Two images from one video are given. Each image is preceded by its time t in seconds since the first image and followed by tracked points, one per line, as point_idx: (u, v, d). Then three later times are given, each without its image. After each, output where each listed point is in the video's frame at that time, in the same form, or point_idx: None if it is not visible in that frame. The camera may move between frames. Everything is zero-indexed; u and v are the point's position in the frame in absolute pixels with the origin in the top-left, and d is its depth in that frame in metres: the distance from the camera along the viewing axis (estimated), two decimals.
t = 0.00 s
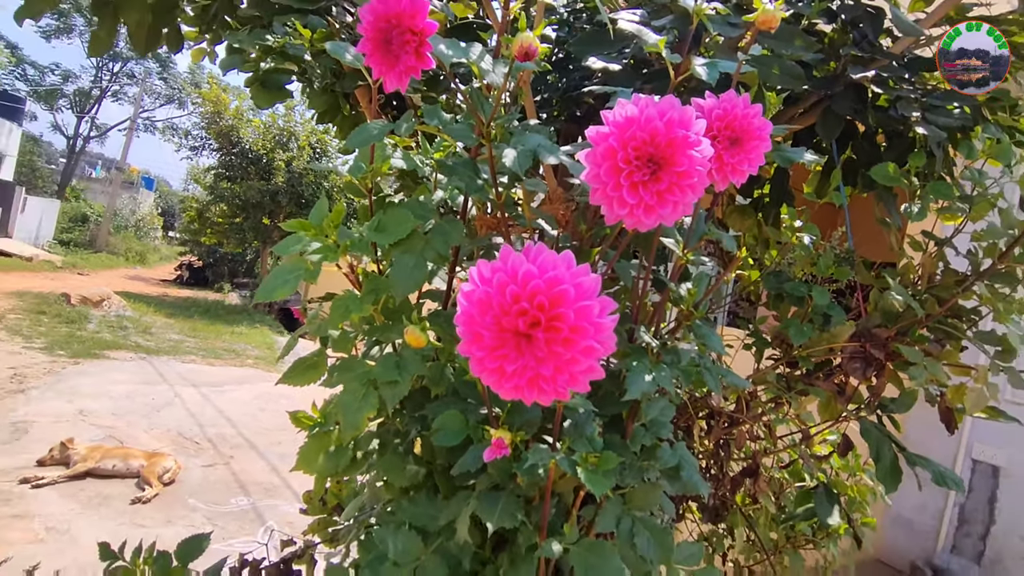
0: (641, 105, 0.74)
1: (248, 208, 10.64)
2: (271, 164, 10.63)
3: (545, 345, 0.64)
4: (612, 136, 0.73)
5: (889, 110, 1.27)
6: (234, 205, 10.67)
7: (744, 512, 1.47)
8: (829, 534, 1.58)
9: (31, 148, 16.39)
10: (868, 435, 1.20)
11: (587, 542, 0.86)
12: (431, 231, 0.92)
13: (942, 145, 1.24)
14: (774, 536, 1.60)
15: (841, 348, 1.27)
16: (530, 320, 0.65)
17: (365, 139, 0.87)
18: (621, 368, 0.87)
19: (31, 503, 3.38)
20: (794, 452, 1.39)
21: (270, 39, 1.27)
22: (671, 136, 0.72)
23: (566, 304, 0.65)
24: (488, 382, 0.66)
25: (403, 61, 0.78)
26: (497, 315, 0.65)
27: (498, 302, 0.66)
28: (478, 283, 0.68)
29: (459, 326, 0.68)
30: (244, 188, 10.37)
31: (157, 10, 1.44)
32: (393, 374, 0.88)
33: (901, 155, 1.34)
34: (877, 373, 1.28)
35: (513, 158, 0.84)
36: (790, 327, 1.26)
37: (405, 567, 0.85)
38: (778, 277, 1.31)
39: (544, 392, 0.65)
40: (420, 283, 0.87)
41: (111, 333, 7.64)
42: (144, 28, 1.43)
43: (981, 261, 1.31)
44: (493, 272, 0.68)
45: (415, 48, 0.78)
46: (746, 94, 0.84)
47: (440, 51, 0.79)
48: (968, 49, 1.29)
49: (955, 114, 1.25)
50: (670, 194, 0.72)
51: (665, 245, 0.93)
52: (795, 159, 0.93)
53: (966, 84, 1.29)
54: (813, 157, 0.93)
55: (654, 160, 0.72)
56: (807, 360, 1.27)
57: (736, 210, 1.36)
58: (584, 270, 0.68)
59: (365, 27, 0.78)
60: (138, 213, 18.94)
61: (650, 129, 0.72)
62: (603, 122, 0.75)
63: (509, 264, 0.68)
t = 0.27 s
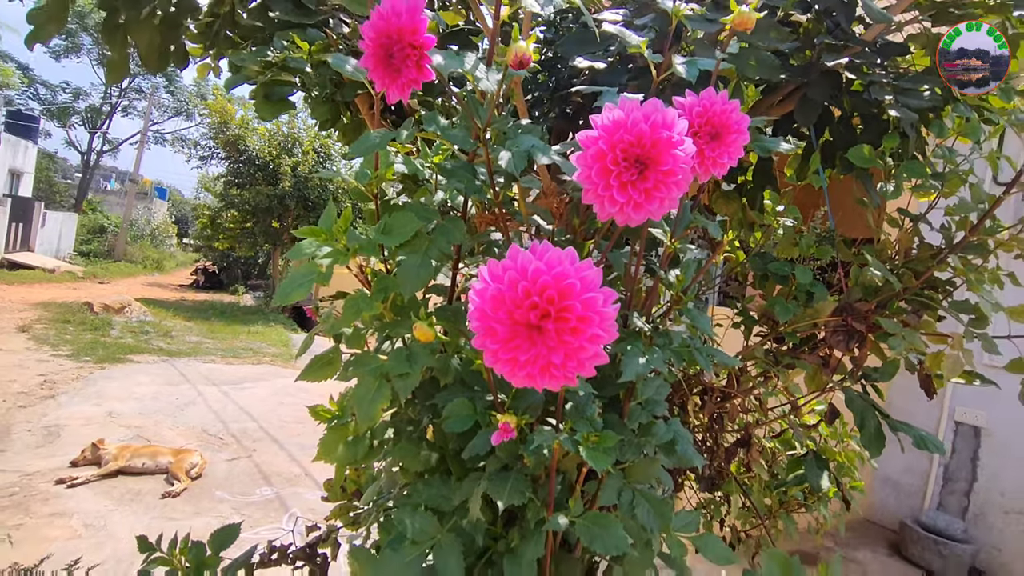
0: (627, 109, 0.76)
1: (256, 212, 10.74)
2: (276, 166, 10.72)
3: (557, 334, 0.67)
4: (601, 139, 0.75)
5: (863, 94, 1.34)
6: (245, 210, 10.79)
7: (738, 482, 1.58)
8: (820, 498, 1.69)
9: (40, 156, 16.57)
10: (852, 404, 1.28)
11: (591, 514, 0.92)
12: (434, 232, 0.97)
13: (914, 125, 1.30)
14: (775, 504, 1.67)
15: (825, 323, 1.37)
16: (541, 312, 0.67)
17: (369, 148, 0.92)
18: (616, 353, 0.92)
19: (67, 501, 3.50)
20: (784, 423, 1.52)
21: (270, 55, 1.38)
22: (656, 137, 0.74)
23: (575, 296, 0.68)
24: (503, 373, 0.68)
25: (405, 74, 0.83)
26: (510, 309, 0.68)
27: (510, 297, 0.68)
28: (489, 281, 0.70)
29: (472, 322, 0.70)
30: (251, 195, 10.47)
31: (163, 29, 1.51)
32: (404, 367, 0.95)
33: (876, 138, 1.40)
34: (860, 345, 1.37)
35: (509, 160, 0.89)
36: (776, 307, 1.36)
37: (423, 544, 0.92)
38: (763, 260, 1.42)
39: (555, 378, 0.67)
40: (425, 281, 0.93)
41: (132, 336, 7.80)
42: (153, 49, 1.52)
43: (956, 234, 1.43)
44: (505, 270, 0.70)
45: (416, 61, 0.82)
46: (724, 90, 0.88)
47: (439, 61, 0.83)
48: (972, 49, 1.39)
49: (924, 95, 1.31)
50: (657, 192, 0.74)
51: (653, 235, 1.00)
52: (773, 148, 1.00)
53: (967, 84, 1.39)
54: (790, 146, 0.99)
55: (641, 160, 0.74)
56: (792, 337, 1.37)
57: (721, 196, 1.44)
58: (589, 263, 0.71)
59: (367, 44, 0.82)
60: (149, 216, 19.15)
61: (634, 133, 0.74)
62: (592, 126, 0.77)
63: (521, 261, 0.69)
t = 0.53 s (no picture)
0: (611, 109, 0.79)
1: (254, 217, 10.75)
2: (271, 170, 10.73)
3: (541, 335, 0.69)
4: (586, 139, 0.78)
5: (851, 78, 1.37)
6: (244, 213, 10.82)
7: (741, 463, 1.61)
8: (822, 477, 1.73)
9: (35, 168, 16.57)
10: (849, 383, 1.30)
11: (593, 501, 0.96)
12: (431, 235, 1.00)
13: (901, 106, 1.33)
14: (777, 483, 1.70)
15: (821, 304, 1.39)
16: (526, 314, 0.70)
17: (364, 156, 0.95)
18: (613, 344, 0.96)
19: (80, 510, 3.55)
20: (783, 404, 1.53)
21: (264, 63, 1.38)
22: (640, 135, 0.77)
23: (557, 297, 0.70)
24: (495, 371, 0.71)
25: (395, 87, 0.85)
26: (497, 311, 0.70)
27: (496, 300, 0.70)
28: (478, 285, 0.72)
29: (464, 324, 0.73)
30: (248, 200, 10.51)
31: (156, 40, 1.52)
32: (408, 366, 0.98)
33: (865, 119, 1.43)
34: (854, 325, 1.40)
35: (500, 162, 0.93)
36: (773, 290, 1.35)
37: (433, 537, 0.96)
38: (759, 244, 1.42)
39: (542, 377, 0.70)
40: (424, 283, 0.96)
41: (137, 345, 7.85)
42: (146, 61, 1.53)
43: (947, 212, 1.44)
44: (491, 274, 0.72)
45: (405, 73, 0.84)
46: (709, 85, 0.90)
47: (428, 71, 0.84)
48: (969, 49, 1.38)
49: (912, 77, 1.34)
50: (644, 186, 0.77)
51: (645, 228, 1.04)
52: (758, 139, 1.02)
53: (966, 84, 1.40)
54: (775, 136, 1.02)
55: (627, 157, 0.77)
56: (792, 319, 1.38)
57: (715, 183, 1.45)
58: (573, 264, 0.73)
59: (358, 59, 0.84)
60: (146, 224, 19.15)
61: (620, 130, 0.77)
62: (578, 127, 0.80)
63: (505, 266, 0.72)
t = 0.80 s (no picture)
0: (583, 118, 0.81)
1: (252, 224, 10.77)
2: (268, 177, 10.75)
3: (522, 338, 0.71)
4: (560, 149, 0.80)
5: (836, 70, 1.34)
6: (242, 222, 10.84)
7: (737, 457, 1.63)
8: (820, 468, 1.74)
9: (34, 183, 16.61)
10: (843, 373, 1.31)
11: (586, 499, 0.98)
12: (420, 243, 1.02)
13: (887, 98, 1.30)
14: (774, 476, 1.72)
15: (812, 297, 1.38)
16: (507, 317, 0.72)
17: (351, 166, 0.97)
18: (601, 344, 0.98)
19: (88, 523, 3.57)
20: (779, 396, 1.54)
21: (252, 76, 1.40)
22: (611, 143, 0.79)
23: (536, 300, 0.72)
24: (479, 374, 0.73)
25: (375, 102, 0.86)
26: (479, 315, 0.72)
27: (478, 304, 0.72)
28: (460, 290, 0.74)
29: (448, 330, 0.74)
30: (246, 207, 10.53)
31: (147, 55, 1.54)
32: (401, 372, 1.00)
33: (852, 112, 1.44)
34: (847, 316, 1.40)
35: (483, 170, 0.94)
36: (762, 284, 1.36)
37: (431, 538, 0.98)
38: (748, 239, 1.43)
39: (525, 378, 0.72)
40: (414, 290, 0.98)
41: (141, 356, 7.88)
42: (139, 77, 1.54)
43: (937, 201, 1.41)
44: (472, 280, 0.74)
45: (384, 87, 0.86)
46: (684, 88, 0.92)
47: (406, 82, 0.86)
48: (969, 49, 1.48)
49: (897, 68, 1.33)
50: (615, 195, 0.79)
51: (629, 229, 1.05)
52: (739, 137, 1.04)
53: (966, 84, 1.50)
54: (755, 133, 1.04)
55: (600, 165, 0.79)
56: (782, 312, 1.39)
57: (705, 178, 1.46)
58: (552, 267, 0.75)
59: (337, 74, 0.86)
60: (146, 234, 19.17)
61: (590, 141, 0.79)
62: (551, 137, 0.82)
63: (486, 270, 0.74)
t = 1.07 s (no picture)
0: (578, 131, 0.83)
1: (252, 232, 10.80)
2: (266, 185, 10.78)
3: (524, 353, 0.73)
4: (556, 161, 0.82)
5: (826, 69, 1.36)
6: (242, 230, 10.87)
7: (739, 453, 1.65)
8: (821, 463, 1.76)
9: (32, 196, 16.64)
10: (841, 368, 1.33)
11: (588, 500, 1.00)
12: (421, 254, 1.05)
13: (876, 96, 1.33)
14: (777, 471, 1.74)
15: (808, 294, 1.40)
16: (509, 333, 0.74)
17: (352, 181, 0.99)
18: (600, 347, 1.00)
19: (97, 534, 3.59)
20: (778, 391, 1.55)
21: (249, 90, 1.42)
22: (606, 154, 0.81)
23: (535, 315, 0.74)
24: (484, 386, 0.75)
25: (374, 121, 0.89)
26: (482, 330, 0.75)
27: (480, 320, 0.74)
28: (462, 306, 0.76)
29: (452, 345, 0.76)
30: (246, 215, 10.57)
31: (145, 71, 1.56)
32: (405, 379, 1.02)
33: (842, 110, 1.46)
34: (844, 312, 1.41)
35: (480, 181, 0.97)
36: (759, 283, 1.38)
37: (439, 542, 1.00)
38: (743, 239, 1.45)
39: (528, 389, 0.74)
40: (416, 299, 1.01)
41: (145, 367, 7.91)
42: (138, 92, 1.57)
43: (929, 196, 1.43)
44: (473, 296, 0.76)
45: (382, 107, 0.88)
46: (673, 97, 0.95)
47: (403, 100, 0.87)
48: (970, 48, 1.50)
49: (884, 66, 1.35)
50: (613, 201, 0.81)
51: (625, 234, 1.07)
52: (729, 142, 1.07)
53: (966, 84, 1.51)
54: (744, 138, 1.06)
55: (595, 175, 0.81)
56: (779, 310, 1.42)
57: (700, 178, 1.49)
58: (549, 279, 0.77)
59: (337, 96, 0.88)
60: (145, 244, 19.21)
61: (586, 151, 0.81)
62: (548, 148, 0.84)
63: (486, 287, 0.76)
